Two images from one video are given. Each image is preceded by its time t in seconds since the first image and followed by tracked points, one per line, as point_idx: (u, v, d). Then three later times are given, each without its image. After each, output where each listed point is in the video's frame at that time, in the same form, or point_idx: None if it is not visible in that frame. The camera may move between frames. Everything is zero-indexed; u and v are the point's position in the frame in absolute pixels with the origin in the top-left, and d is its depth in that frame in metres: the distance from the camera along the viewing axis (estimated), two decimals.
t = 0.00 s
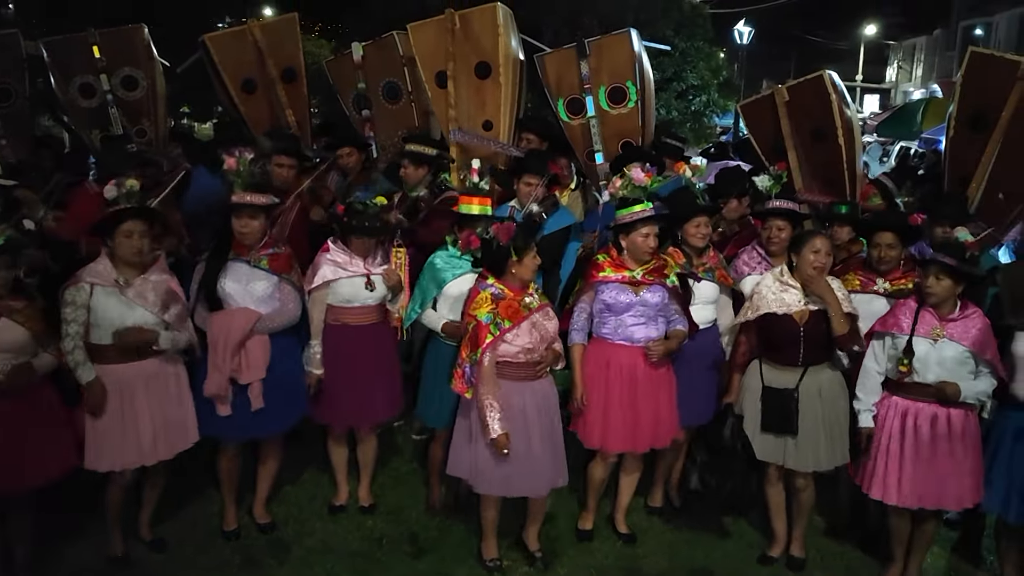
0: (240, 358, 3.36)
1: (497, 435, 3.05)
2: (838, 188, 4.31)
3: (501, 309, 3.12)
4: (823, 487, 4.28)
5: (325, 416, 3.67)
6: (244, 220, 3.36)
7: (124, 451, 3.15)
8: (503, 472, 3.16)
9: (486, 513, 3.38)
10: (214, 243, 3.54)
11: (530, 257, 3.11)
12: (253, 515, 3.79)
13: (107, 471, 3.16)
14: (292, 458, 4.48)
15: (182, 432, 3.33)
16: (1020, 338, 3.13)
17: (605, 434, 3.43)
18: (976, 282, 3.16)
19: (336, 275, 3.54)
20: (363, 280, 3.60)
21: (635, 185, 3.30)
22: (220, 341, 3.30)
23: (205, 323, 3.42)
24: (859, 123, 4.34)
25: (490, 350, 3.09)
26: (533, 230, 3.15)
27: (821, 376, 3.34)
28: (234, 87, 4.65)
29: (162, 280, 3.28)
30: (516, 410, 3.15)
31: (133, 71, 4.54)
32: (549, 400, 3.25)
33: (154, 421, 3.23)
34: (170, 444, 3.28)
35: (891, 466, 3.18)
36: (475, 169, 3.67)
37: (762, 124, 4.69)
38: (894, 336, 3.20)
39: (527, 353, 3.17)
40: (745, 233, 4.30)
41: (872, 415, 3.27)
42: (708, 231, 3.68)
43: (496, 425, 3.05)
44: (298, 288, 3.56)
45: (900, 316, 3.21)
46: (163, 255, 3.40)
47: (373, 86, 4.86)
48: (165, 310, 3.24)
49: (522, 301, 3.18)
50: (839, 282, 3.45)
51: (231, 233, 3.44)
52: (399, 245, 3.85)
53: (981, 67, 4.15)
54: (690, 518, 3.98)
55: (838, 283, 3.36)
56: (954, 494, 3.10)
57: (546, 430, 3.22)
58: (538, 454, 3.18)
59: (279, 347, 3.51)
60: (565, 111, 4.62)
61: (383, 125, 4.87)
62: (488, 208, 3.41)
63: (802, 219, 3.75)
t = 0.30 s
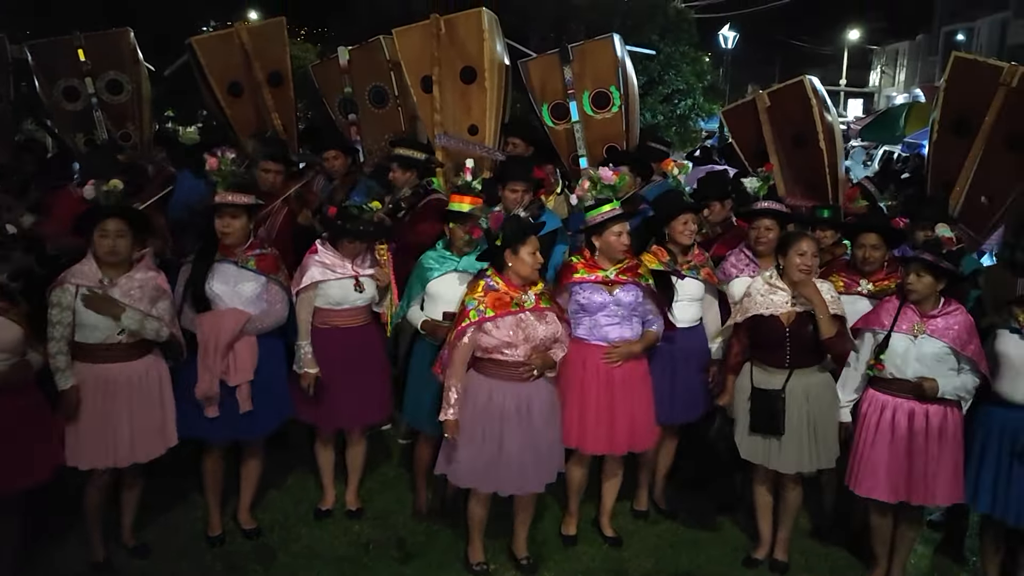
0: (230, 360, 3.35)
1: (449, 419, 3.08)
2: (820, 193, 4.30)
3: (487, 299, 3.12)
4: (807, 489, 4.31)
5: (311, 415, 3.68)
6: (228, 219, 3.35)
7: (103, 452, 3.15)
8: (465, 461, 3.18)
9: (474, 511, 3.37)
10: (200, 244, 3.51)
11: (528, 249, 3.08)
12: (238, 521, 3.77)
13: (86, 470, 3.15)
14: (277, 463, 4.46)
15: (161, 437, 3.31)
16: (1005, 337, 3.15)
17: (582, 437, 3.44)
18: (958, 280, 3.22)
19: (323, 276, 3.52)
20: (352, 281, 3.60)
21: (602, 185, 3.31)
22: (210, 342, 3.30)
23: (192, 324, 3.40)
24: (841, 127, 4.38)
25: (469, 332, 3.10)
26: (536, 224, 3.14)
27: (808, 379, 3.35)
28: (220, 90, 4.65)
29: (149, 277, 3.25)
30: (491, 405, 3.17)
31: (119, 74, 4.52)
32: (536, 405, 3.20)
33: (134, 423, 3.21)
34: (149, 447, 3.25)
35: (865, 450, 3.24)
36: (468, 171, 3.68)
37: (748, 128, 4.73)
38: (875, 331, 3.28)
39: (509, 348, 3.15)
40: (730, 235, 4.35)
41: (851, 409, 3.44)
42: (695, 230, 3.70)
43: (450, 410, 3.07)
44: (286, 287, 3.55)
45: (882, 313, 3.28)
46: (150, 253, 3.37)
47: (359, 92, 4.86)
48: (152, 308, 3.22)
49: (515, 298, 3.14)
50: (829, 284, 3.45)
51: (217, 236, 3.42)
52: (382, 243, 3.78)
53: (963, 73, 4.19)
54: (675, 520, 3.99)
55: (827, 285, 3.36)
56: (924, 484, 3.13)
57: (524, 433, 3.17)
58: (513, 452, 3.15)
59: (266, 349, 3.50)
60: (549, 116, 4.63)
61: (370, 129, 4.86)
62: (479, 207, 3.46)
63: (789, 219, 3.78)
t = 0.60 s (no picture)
0: (219, 368, 3.34)
1: (440, 410, 3.11)
2: (802, 198, 4.38)
3: (480, 296, 3.16)
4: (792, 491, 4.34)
5: (299, 423, 3.65)
6: (211, 224, 3.32)
7: (88, 462, 3.12)
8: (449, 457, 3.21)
9: (465, 516, 3.36)
10: (185, 251, 3.47)
11: (534, 254, 3.12)
12: (223, 527, 3.74)
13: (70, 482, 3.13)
14: (261, 469, 4.43)
15: (146, 448, 3.27)
16: (983, 348, 3.18)
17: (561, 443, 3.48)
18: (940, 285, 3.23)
19: (300, 280, 3.56)
20: (326, 288, 3.58)
21: (579, 188, 3.34)
22: (199, 350, 3.28)
23: (177, 333, 3.35)
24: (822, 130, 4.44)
25: (461, 327, 3.19)
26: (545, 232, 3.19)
27: (799, 385, 3.35)
28: (205, 91, 4.62)
29: (134, 284, 3.22)
30: (472, 408, 3.16)
31: (101, 78, 4.49)
32: (512, 410, 3.16)
33: (118, 432, 3.17)
34: (133, 460, 3.22)
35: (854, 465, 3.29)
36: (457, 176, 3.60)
37: (731, 132, 4.74)
38: (865, 344, 3.25)
39: (488, 349, 3.14)
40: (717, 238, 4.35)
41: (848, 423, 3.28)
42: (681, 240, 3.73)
43: (442, 400, 3.10)
44: (272, 296, 3.55)
45: (868, 321, 3.27)
46: (134, 262, 3.33)
47: (344, 95, 4.86)
48: (137, 314, 3.17)
49: (512, 301, 3.14)
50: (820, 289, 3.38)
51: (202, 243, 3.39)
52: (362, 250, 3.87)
53: (941, 77, 4.24)
54: (662, 523, 4.01)
55: (820, 295, 3.29)
56: (905, 494, 3.16)
57: (499, 436, 3.14)
58: (484, 457, 3.12)
59: (255, 358, 3.49)
60: (535, 119, 4.65)
61: (354, 134, 4.85)
62: (464, 214, 3.41)
63: (776, 225, 3.83)
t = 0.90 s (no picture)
0: (207, 370, 3.31)
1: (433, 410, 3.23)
2: (785, 202, 4.41)
3: (469, 300, 3.18)
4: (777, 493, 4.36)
5: (283, 425, 3.62)
6: (198, 227, 3.30)
7: (66, 465, 3.09)
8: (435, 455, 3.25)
9: (450, 519, 3.33)
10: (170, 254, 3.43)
11: (522, 260, 3.10)
12: (205, 533, 3.71)
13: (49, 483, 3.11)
14: (244, 475, 4.39)
15: (126, 450, 3.25)
16: (960, 343, 3.24)
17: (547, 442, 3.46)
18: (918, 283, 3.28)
19: (278, 279, 3.59)
20: (301, 287, 3.58)
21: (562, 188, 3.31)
22: (188, 351, 3.26)
23: (164, 334, 3.32)
24: (807, 131, 4.43)
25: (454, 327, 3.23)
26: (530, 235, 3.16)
27: (782, 386, 3.37)
28: (188, 93, 4.60)
29: (110, 279, 3.23)
30: (455, 408, 3.17)
31: (83, 81, 4.45)
32: (494, 411, 3.14)
33: (97, 436, 3.15)
34: (112, 460, 3.19)
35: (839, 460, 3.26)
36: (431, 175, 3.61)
37: (714, 138, 4.79)
38: (860, 344, 3.18)
39: (472, 350, 3.13)
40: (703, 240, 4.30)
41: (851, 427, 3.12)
42: (665, 239, 3.74)
43: (434, 400, 3.22)
44: (257, 298, 3.56)
45: (858, 321, 3.21)
46: (109, 259, 3.35)
47: (327, 99, 4.87)
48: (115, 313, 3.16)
49: (500, 304, 3.14)
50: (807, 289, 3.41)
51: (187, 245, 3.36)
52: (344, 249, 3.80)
53: (921, 80, 4.29)
54: (647, 526, 4.01)
55: (807, 296, 3.31)
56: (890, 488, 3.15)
57: (478, 437, 3.13)
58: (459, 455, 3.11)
59: (239, 361, 3.48)
60: (520, 123, 4.68)
61: (337, 139, 4.84)
62: (437, 214, 3.44)
63: (760, 226, 3.83)
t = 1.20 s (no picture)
0: (191, 379, 3.28)
1: (421, 421, 3.17)
2: (768, 205, 4.42)
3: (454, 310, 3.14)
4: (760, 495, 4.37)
5: (269, 431, 3.59)
6: (181, 233, 3.28)
7: (48, 475, 3.05)
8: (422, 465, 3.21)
9: (437, 525, 3.32)
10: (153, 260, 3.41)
11: (510, 269, 3.11)
12: (189, 539, 3.68)
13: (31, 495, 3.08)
14: (228, 481, 4.36)
15: (106, 459, 3.23)
16: (936, 351, 3.25)
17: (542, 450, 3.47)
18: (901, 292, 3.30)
19: (260, 284, 3.56)
20: (280, 293, 3.57)
21: (550, 193, 3.33)
22: (173, 359, 3.22)
23: (150, 341, 3.28)
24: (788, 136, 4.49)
25: (436, 338, 3.18)
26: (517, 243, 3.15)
27: (762, 391, 3.39)
28: (172, 96, 4.58)
29: (86, 286, 3.20)
30: (442, 417, 3.15)
31: (64, 83, 4.41)
32: (485, 419, 3.14)
33: (77, 447, 3.12)
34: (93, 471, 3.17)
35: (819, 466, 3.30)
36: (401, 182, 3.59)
37: (697, 140, 4.82)
38: (831, 351, 3.26)
39: (462, 359, 3.13)
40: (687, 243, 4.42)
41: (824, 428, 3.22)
42: (648, 247, 3.74)
43: (422, 411, 3.16)
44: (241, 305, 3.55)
45: (834, 328, 3.28)
46: (84, 264, 3.30)
47: (310, 102, 4.85)
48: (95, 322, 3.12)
49: (487, 312, 3.14)
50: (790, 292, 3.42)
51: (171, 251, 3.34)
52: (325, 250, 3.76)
53: (900, 84, 4.35)
54: (633, 529, 4.02)
55: (790, 301, 3.32)
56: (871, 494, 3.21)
57: (470, 445, 3.13)
58: (452, 465, 3.11)
59: (222, 368, 3.46)
60: (504, 126, 4.67)
61: (320, 142, 4.83)
62: (410, 220, 3.44)
63: (740, 232, 3.84)
